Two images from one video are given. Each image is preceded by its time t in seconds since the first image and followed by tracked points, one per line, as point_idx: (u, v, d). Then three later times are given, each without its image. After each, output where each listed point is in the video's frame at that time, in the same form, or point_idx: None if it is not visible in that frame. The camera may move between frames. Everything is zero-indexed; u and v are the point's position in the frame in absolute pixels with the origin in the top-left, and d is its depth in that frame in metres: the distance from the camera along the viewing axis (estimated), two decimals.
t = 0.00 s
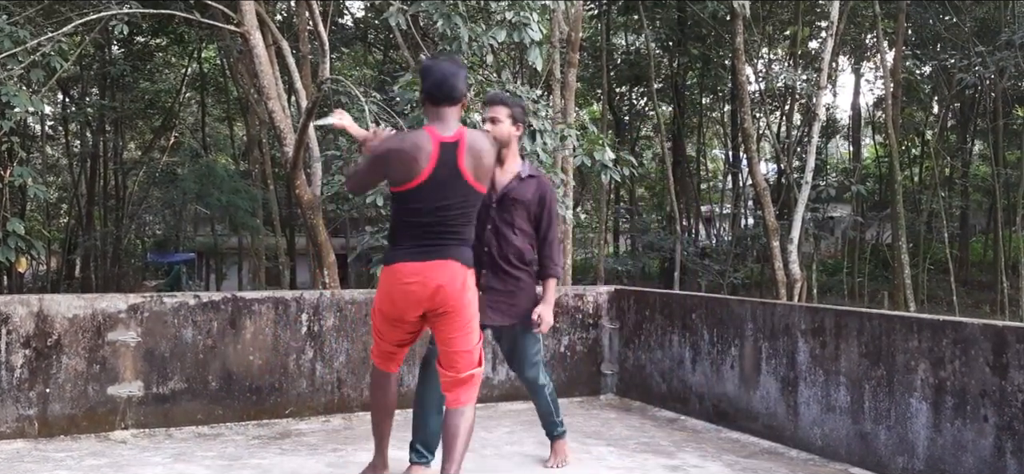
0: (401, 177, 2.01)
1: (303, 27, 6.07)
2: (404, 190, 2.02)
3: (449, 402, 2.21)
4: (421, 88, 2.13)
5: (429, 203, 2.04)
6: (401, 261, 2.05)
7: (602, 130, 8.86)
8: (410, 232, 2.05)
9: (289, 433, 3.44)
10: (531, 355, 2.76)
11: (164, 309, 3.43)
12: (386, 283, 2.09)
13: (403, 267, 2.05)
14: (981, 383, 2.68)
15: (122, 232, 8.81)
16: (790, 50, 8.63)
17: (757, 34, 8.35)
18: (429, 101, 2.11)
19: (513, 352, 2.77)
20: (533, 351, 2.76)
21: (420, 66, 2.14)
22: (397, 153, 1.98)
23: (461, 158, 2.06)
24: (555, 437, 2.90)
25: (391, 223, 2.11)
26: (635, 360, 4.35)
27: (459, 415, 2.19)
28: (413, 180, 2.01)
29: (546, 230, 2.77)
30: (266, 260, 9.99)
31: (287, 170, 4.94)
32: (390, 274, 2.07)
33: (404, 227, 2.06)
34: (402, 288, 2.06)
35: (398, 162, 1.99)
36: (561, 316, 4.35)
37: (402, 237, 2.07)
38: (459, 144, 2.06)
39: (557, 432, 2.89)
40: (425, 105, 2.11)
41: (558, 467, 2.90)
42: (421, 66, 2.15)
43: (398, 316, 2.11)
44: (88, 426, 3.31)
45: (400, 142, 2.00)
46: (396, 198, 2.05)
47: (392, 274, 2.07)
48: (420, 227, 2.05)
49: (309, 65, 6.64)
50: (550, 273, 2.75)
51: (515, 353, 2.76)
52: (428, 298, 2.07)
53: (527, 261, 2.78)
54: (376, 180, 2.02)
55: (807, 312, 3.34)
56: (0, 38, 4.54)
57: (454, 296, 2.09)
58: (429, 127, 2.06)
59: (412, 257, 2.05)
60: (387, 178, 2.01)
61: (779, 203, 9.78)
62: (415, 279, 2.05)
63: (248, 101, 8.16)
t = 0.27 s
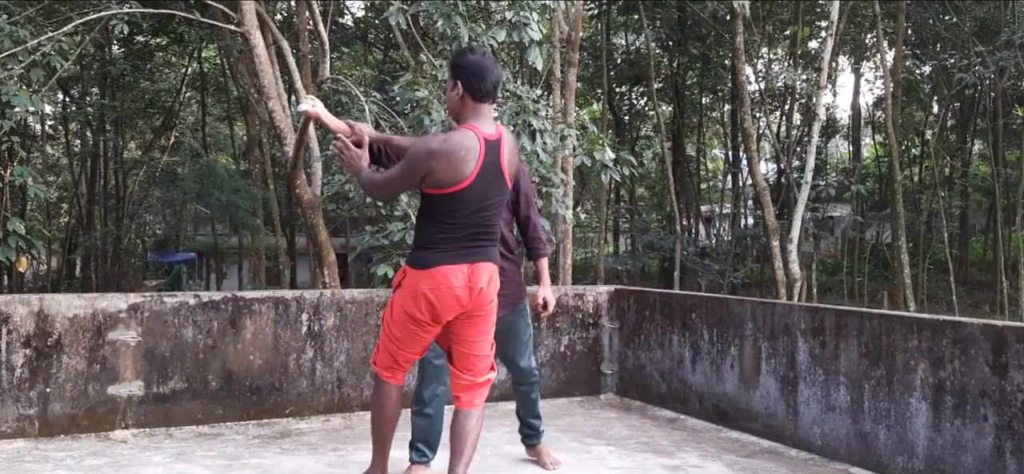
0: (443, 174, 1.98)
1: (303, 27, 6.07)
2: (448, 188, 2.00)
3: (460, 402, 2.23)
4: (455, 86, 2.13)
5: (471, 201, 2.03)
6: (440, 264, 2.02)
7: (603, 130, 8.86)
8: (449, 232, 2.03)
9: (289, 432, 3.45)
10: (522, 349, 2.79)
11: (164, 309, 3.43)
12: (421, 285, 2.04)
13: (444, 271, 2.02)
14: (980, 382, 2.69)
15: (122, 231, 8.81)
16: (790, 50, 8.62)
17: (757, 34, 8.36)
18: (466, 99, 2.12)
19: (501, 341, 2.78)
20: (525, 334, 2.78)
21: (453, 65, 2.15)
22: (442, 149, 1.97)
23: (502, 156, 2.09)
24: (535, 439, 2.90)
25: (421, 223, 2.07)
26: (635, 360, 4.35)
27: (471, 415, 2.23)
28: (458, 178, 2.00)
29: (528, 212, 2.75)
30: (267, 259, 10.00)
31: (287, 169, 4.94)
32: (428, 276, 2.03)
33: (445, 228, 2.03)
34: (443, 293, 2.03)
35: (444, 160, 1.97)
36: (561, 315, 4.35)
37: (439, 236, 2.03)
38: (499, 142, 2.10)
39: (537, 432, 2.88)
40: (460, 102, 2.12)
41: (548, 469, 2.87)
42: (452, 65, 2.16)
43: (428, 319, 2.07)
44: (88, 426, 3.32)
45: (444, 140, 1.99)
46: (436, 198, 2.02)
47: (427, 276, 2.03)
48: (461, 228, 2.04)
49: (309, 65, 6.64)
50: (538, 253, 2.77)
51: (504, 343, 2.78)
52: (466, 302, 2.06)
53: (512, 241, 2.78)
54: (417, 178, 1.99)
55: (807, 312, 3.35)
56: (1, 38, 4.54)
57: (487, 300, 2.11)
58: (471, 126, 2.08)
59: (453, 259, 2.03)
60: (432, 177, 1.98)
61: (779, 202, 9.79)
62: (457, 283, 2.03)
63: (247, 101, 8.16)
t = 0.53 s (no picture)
0: (443, 169, 1.99)
1: (303, 26, 6.08)
2: (449, 183, 2.01)
3: (464, 403, 2.22)
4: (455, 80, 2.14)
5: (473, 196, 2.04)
6: (444, 262, 2.02)
7: (603, 129, 8.86)
8: (453, 227, 2.03)
9: (289, 432, 3.45)
10: (518, 348, 2.81)
11: (164, 309, 3.43)
12: (425, 283, 2.04)
13: (449, 269, 2.02)
14: (979, 382, 2.69)
15: (122, 231, 8.81)
16: (790, 49, 8.62)
17: (757, 33, 8.37)
18: (465, 92, 2.11)
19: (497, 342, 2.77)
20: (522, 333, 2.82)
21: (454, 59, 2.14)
22: (441, 145, 1.99)
23: (503, 147, 2.09)
24: (533, 439, 2.91)
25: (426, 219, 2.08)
26: (635, 359, 4.35)
27: (474, 415, 2.22)
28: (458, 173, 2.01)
29: (521, 208, 2.67)
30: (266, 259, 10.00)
31: (286, 169, 4.94)
32: (432, 274, 2.03)
33: (450, 224, 2.03)
34: (447, 291, 2.02)
35: (444, 155, 1.99)
36: (561, 315, 4.35)
37: (443, 232, 2.04)
38: (500, 134, 2.10)
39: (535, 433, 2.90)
40: (461, 96, 2.12)
41: (549, 469, 2.87)
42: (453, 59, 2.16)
43: (432, 317, 2.07)
44: (88, 426, 3.32)
45: (443, 136, 2.01)
46: (439, 196, 2.03)
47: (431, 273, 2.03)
48: (465, 224, 2.04)
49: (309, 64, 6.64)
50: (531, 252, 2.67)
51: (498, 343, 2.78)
52: (469, 301, 2.06)
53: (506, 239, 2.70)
54: (420, 175, 2.00)
55: (807, 311, 3.35)
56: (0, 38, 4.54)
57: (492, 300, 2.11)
58: (469, 119, 2.09)
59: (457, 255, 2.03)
60: (434, 174, 2.00)
61: (779, 202, 9.79)
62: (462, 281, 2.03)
63: (247, 100, 8.16)
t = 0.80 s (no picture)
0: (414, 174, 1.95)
1: (302, 26, 6.08)
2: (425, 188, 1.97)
3: (465, 402, 2.23)
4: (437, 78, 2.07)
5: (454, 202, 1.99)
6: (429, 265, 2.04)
7: (602, 129, 8.86)
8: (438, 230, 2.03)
9: (289, 432, 3.45)
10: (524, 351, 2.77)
11: (164, 309, 3.43)
12: (416, 286, 2.06)
13: (436, 272, 2.03)
14: (980, 380, 2.69)
15: (122, 231, 8.82)
16: (789, 48, 8.60)
17: (756, 33, 8.38)
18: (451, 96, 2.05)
19: (502, 343, 2.76)
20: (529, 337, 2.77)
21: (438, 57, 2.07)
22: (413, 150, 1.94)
23: (487, 151, 2.02)
24: (534, 439, 2.90)
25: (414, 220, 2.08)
26: (635, 359, 4.35)
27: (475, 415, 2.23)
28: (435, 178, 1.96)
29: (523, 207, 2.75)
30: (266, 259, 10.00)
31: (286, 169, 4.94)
32: (422, 278, 2.05)
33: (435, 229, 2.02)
34: (435, 293, 2.04)
35: (423, 159, 1.93)
36: (560, 314, 4.35)
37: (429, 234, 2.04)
38: (483, 138, 2.02)
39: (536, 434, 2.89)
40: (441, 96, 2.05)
41: (549, 468, 2.86)
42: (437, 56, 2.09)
43: (425, 319, 2.09)
44: (87, 426, 3.31)
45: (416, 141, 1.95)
46: (425, 199, 2.01)
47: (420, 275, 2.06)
48: (452, 229, 2.03)
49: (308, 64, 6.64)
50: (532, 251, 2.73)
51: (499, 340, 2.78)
52: (459, 302, 2.07)
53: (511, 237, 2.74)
54: (400, 180, 1.95)
55: (806, 311, 3.35)
56: None
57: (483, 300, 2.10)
58: (450, 124, 2.02)
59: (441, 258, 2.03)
60: (413, 179, 1.95)
61: (778, 201, 9.79)
62: (445, 282, 2.04)
63: (247, 100, 8.16)
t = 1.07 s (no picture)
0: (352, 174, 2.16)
1: (302, 26, 6.08)
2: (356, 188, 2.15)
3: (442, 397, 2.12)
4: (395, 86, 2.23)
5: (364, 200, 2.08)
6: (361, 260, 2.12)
7: (602, 128, 8.85)
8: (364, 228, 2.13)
9: (288, 432, 3.45)
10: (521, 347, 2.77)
11: (163, 309, 3.43)
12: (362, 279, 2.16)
13: (367, 266, 2.10)
14: (979, 380, 2.69)
15: (121, 232, 8.82)
16: (788, 48, 8.59)
17: (755, 33, 8.39)
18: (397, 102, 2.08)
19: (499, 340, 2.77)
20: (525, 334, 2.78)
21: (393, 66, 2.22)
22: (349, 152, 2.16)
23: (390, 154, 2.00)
24: (533, 438, 2.90)
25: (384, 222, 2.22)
26: (635, 359, 4.35)
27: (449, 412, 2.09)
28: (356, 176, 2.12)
29: (528, 219, 2.75)
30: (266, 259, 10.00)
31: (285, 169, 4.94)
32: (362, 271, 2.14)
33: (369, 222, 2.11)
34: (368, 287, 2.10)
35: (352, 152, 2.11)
36: (560, 314, 4.35)
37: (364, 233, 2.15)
38: (389, 140, 2.00)
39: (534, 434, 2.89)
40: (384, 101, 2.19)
41: (549, 468, 2.86)
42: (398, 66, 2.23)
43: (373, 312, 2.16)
44: (87, 426, 3.31)
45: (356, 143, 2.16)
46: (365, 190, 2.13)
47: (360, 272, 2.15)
48: (379, 225, 2.08)
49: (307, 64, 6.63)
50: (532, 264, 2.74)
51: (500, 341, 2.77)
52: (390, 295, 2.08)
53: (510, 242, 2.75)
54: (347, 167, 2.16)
55: (806, 310, 3.35)
56: None
57: (418, 295, 2.04)
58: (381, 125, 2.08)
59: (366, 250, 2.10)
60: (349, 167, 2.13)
61: (778, 200, 9.79)
62: (378, 278, 2.08)
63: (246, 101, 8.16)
